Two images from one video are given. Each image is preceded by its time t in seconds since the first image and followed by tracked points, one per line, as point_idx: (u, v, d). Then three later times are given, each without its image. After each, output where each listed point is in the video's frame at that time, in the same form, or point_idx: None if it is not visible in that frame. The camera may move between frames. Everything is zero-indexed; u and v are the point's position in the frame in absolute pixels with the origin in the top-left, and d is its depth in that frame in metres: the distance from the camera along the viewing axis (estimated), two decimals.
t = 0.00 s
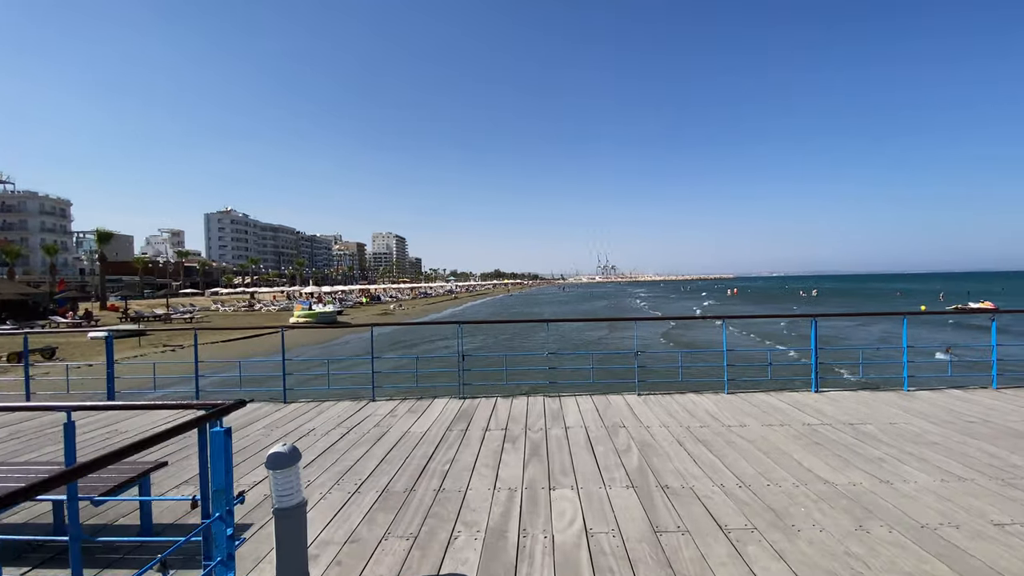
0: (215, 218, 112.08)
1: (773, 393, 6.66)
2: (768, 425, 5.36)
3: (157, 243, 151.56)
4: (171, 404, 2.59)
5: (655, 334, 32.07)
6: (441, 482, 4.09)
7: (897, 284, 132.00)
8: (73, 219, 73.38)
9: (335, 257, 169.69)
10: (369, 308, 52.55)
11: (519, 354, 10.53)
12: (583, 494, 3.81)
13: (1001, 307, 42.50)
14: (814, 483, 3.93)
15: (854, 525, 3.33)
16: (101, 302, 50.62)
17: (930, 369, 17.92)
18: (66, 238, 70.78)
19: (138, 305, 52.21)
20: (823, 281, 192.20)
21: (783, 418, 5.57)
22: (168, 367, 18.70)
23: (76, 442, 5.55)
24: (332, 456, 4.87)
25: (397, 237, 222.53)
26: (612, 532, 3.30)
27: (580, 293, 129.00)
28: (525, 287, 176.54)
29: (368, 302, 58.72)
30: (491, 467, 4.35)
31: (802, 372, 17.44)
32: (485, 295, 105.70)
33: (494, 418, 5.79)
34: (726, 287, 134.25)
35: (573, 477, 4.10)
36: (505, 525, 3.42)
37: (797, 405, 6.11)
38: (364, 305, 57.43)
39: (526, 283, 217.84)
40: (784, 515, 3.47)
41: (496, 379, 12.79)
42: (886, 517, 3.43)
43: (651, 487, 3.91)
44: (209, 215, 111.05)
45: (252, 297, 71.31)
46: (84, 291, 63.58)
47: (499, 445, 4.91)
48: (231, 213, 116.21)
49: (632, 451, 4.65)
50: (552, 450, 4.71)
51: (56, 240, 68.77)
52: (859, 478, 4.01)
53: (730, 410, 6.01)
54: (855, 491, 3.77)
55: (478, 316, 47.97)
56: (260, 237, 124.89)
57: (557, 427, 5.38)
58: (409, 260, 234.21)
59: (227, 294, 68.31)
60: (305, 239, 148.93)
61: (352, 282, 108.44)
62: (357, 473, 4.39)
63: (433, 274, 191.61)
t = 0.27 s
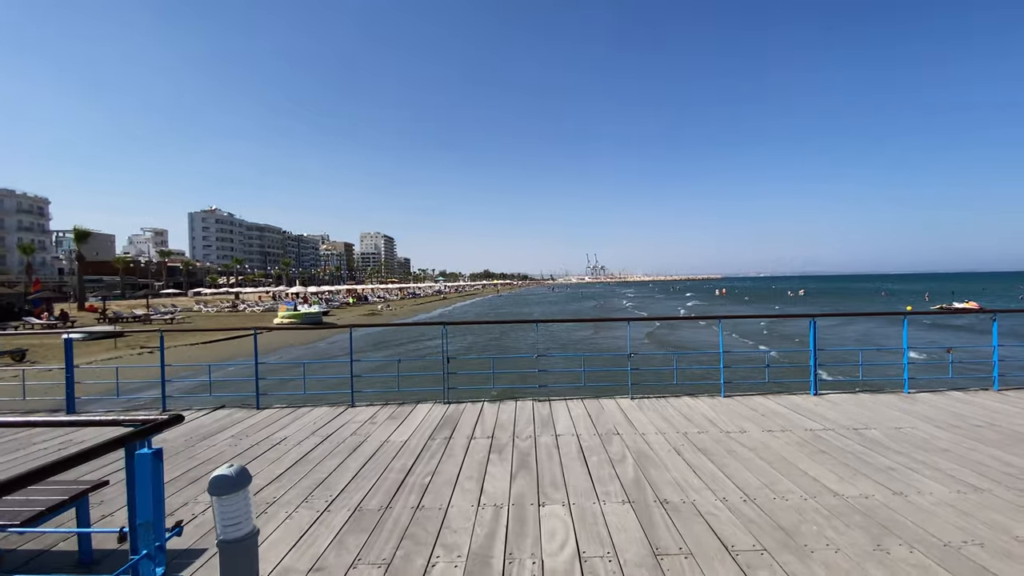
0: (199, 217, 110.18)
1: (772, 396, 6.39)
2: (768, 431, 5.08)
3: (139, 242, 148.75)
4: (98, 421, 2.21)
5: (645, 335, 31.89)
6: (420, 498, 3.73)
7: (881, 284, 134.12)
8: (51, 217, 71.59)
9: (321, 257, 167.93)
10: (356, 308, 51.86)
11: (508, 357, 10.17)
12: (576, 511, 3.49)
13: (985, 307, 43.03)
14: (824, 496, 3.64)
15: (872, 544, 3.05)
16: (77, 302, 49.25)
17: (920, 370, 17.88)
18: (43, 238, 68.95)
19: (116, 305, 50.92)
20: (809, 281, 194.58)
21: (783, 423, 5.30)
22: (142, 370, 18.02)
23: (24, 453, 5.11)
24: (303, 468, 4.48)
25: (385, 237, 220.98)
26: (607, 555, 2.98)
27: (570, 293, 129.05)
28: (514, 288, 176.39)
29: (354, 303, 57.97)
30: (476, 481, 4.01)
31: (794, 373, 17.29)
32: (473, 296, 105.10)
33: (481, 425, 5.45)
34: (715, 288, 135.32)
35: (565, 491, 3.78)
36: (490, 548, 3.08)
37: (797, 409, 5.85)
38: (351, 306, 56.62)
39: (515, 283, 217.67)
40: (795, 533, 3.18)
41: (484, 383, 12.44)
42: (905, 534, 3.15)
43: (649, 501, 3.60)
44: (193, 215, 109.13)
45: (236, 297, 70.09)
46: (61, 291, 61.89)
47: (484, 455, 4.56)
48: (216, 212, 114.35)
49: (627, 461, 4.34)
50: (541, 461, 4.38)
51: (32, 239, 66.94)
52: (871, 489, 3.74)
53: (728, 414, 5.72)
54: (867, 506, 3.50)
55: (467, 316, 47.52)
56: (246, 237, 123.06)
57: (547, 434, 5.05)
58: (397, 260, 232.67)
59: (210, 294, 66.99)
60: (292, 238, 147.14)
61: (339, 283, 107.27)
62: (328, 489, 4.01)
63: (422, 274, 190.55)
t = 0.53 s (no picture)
0: (186, 217, 108.56)
1: (775, 404, 6.12)
2: (774, 444, 4.79)
3: (125, 242, 146.56)
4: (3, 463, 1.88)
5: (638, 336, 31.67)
6: (401, 527, 3.38)
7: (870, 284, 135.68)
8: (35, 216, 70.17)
9: (311, 258, 166.37)
10: (346, 309, 51.18)
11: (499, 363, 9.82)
12: (572, 541, 3.15)
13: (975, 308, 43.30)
14: (841, 520, 3.34)
15: None
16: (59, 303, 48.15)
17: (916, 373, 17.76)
18: (25, 237, 67.50)
19: (100, 307, 49.92)
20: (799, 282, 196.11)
21: (789, 435, 5.01)
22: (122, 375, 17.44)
23: None
24: (274, 488, 4.12)
25: (376, 237, 219.33)
26: None
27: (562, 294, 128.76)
28: (505, 288, 176.01)
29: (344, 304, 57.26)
30: (461, 505, 3.66)
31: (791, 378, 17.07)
32: (464, 296, 104.48)
33: (469, 438, 5.10)
34: (707, 288, 136.17)
35: (559, 517, 3.44)
36: None
37: (802, 420, 5.57)
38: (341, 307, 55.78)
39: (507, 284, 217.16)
40: (813, 565, 2.88)
41: (473, 392, 12.04)
42: (934, 565, 2.86)
43: (651, 528, 3.28)
44: (180, 213, 107.40)
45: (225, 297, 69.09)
46: (43, 292, 60.56)
47: (472, 473, 4.22)
48: (203, 212, 112.83)
49: (627, 480, 4.01)
50: (534, 480, 4.05)
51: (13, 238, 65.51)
52: (889, 512, 3.45)
53: (730, 425, 5.42)
54: (888, 532, 3.21)
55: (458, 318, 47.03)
56: (234, 237, 121.38)
57: (540, 449, 4.73)
58: (388, 260, 230.82)
59: (197, 295, 65.97)
60: (282, 238, 145.53)
61: (330, 283, 106.16)
62: (299, 515, 3.64)
63: (414, 274, 189.35)
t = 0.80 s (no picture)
0: (175, 216, 107.02)
1: (780, 410, 5.82)
2: (784, 454, 4.47)
3: (113, 242, 144.74)
4: None
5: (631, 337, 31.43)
6: (378, 554, 3.02)
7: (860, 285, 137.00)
8: (18, 215, 68.66)
9: (303, 258, 165.11)
10: (337, 310, 50.49)
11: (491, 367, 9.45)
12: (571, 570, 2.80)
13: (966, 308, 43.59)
14: (867, 543, 3.03)
15: None
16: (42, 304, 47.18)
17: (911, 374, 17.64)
18: (8, 236, 66.27)
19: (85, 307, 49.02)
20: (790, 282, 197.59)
21: (799, 444, 4.70)
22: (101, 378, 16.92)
23: None
24: (241, 507, 3.74)
25: (368, 237, 217.97)
26: None
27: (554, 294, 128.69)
28: (498, 289, 175.70)
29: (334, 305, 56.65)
30: (447, 527, 3.29)
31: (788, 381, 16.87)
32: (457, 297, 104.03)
33: (458, 447, 4.74)
34: (699, 288, 136.77)
35: (555, 542, 3.09)
36: None
37: (810, 426, 5.27)
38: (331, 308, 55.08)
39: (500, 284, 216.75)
40: None
41: (464, 398, 11.70)
42: None
43: (659, 554, 2.94)
44: (168, 213, 105.86)
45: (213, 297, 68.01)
46: (26, 292, 59.42)
47: (459, 489, 3.85)
48: (193, 211, 111.52)
49: (628, 497, 3.67)
50: (528, 497, 3.69)
51: None
52: (918, 532, 3.14)
53: (734, 432, 5.11)
54: (921, 556, 2.90)
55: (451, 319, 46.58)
56: (224, 237, 119.87)
57: (534, 460, 4.37)
58: (380, 260, 229.65)
59: (185, 295, 65.07)
60: (272, 238, 144.01)
61: (321, 283, 105.19)
62: (264, 539, 3.26)
63: (406, 274, 188.35)
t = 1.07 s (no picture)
0: (165, 216, 105.63)
1: (788, 419, 5.51)
2: (798, 470, 4.15)
3: (102, 242, 143.05)
4: None
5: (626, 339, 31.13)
6: None
7: (852, 285, 137.96)
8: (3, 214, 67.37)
9: (295, 257, 163.90)
10: (328, 311, 49.85)
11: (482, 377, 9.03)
12: None
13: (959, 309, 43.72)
14: None
15: None
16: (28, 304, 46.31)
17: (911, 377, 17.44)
18: None
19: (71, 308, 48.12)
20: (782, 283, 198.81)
21: (815, 458, 4.37)
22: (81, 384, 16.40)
23: None
24: (203, 536, 3.37)
25: (362, 238, 216.71)
26: None
27: (549, 295, 128.46)
28: (492, 289, 175.49)
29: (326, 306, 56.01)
30: (432, 561, 2.94)
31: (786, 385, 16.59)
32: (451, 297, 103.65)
33: (447, 464, 4.37)
34: (693, 288, 137.09)
35: None
36: None
37: (823, 437, 4.94)
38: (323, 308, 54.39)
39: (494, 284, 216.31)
40: None
41: (457, 407, 11.29)
42: None
43: None
44: (158, 212, 104.48)
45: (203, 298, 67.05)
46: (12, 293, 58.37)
47: (446, 514, 3.49)
48: (184, 210, 110.27)
49: (634, 524, 3.32)
50: (523, 524, 3.34)
51: None
52: (957, 565, 2.83)
53: (743, 444, 4.78)
54: None
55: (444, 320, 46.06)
56: (215, 237, 118.54)
57: (530, 478, 4.02)
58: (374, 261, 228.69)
59: (174, 296, 64.38)
60: (264, 238, 142.69)
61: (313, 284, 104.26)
62: None
63: (400, 275, 187.37)
